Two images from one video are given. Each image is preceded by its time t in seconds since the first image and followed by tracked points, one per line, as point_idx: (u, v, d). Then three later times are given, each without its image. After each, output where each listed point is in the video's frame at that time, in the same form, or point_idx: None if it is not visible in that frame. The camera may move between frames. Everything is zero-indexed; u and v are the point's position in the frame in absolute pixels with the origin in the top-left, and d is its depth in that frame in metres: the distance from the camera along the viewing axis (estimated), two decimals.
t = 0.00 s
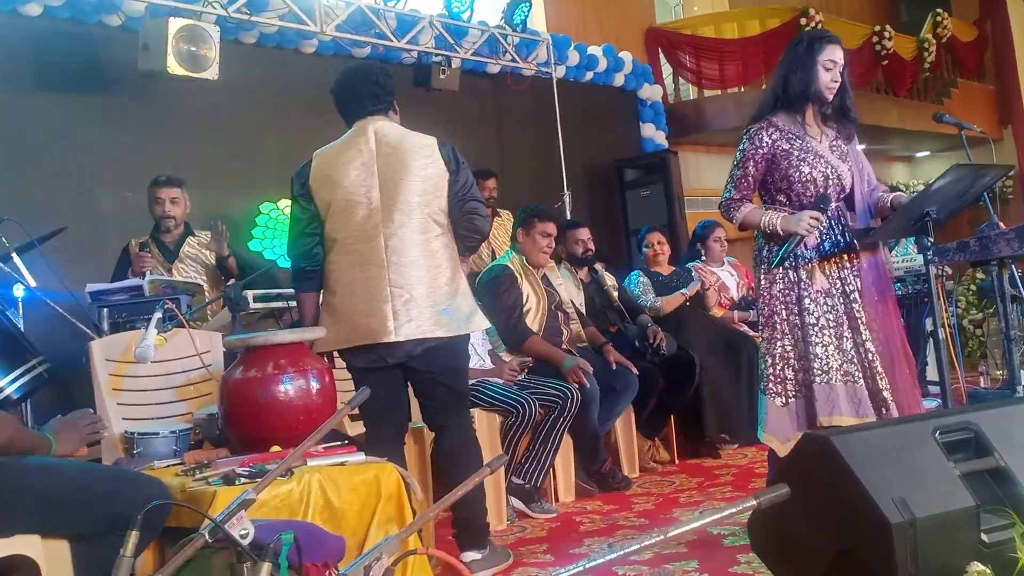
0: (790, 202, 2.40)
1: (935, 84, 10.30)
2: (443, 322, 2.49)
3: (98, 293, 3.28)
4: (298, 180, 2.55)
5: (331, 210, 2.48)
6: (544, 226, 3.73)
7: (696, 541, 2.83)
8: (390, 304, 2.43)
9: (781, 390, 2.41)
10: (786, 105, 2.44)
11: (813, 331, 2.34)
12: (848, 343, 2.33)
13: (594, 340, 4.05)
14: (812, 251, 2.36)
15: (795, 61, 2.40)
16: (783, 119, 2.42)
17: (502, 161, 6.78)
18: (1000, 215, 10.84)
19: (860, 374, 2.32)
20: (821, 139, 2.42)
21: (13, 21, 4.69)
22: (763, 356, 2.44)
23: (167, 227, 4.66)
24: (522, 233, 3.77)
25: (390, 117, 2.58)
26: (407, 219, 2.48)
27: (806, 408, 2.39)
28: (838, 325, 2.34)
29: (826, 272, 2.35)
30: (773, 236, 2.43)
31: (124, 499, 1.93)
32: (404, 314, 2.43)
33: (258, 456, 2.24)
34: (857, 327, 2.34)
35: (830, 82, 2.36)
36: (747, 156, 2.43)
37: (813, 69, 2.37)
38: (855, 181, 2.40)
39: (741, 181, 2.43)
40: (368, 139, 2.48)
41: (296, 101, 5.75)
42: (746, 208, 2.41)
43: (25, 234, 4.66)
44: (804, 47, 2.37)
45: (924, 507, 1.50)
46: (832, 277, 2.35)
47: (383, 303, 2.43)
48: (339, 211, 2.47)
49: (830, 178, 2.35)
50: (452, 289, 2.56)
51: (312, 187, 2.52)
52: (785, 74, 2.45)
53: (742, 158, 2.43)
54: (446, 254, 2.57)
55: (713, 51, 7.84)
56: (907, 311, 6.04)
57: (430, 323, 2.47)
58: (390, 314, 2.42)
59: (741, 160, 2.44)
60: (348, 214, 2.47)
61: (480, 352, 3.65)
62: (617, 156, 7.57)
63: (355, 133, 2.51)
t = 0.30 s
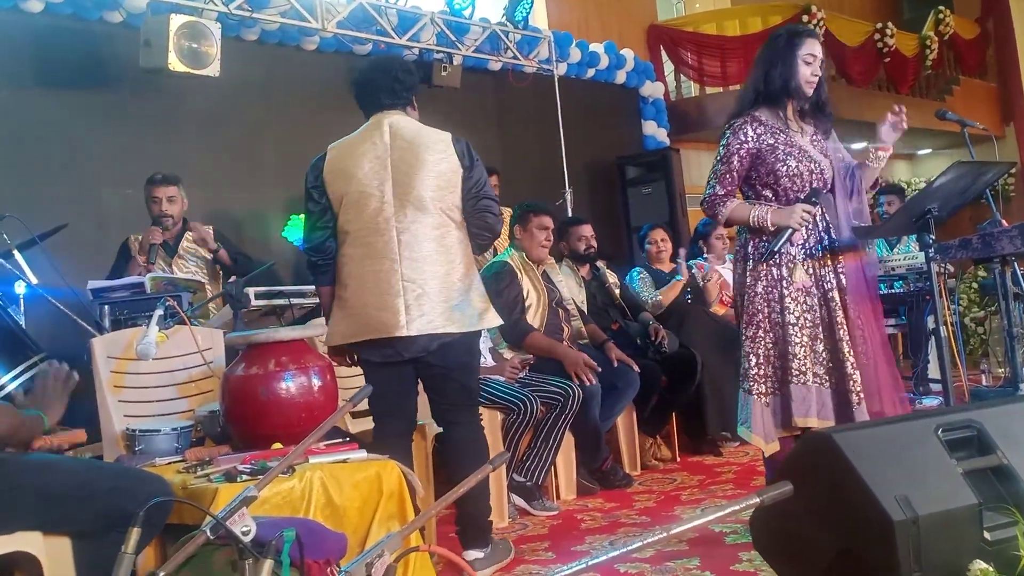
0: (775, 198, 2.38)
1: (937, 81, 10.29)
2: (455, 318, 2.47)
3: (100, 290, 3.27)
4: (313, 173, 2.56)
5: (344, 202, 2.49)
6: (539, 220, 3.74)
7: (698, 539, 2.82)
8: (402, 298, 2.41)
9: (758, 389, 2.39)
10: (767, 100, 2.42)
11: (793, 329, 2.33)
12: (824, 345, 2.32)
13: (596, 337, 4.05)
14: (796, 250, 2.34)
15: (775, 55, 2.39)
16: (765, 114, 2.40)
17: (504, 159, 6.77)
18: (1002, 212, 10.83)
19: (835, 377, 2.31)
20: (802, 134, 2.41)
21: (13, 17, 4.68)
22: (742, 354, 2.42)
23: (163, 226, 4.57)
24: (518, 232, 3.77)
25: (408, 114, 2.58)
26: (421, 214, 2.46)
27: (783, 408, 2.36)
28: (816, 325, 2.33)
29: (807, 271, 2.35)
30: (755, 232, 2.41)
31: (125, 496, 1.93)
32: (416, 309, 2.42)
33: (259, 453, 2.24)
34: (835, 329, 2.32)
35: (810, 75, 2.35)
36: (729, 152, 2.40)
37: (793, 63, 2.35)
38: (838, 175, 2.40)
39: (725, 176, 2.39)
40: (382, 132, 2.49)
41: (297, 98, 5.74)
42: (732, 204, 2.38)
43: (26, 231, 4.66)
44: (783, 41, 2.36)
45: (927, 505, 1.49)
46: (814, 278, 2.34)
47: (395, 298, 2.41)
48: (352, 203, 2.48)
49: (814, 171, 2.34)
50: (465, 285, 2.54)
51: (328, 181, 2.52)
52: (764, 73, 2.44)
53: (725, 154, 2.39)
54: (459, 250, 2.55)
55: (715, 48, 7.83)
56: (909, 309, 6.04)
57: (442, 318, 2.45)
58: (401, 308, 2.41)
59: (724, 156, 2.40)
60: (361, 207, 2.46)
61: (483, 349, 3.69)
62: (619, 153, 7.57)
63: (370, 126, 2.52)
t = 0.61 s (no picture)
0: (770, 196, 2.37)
1: (941, 78, 10.27)
2: (480, 312, 2.49)
3: (105, 286, 3.29)
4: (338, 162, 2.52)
5: (372, 194, 2.46)
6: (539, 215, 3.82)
7: (702, 536, 2.82)
8: (429, 292, 2.42)
9: (752, 387, 2.37)
10: (756, 95, 2.38)
11: (789, 327, 2.32)
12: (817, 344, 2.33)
13: (600, 334, 4.03)
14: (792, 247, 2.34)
15: (765, 52, 2.33)
16: (755, 112, 2.38)
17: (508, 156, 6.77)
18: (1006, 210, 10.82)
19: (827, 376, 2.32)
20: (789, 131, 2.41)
21: (17, 14, 4.68)
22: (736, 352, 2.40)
23: (165, 223, 4.57)
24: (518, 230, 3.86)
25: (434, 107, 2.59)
26: (448, 209, 2.47)
27: (778, 405, 2.36)
28: (810, 324, 2.33)
29: (803, 270, 2.34)
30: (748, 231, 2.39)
31: (130, 492, 1.94)
32: (443, 304, 2.43)
33: (265, 448, 2.25)
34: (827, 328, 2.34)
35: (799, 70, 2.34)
36: (723, 151, 2.36)
37: (782, 63, 2.31)
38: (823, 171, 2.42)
39: (722, 176, 2.36)
40: (410, 124, 2.48)
41: (301, 95, 5.74)
42: (735, 204, 2.34)
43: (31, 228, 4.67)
44: (773, 37, 2.30)
45: (932, 502, 1.49)
46: (809, 277, 2.34)
47: (423, 292, 2.42)
48: (380, 196, 2.45)
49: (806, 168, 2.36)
50: (490, 279, 2.55)
51: (353, 172, 2.49)
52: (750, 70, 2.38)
53: (721, 154, 2.35)
54: (485, 245, 2.56)
55: (720, 45, 7.82)
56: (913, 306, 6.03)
57: (467, 313, 2.47)
58: (429, 303, 2.42)
59: (720, 155, 2.36)
60: (389, 200, 2.45)
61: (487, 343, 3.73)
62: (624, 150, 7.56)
63: (397, 117, 2.51)
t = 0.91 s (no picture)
0: (789, 188, 2.35)
1: (958, 71, 10.18)
2: (516, 306, 2.53)
3: (120, 279, 3.27)
4: (375, 145, 2.45)
5: (411, 187, 2.44)
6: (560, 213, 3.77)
7: (717, 530, 2.82)
8: (468, 284, 2.44)
9: (782, 381, 2.32)
10: (767, 88, 2.38)
11: (811, 321, 2.31)
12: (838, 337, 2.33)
13: (614, 327, 4.03)
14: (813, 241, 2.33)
15: (757, 49, 2.37)
16: (772, 104, 2.36)
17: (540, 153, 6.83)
18: None
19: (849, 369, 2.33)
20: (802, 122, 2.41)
21: (34, 8, 4.71)
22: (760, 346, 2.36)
23: (180, 217, 4.57)
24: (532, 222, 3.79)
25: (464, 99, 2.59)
26: (482, 202, 2.49)
27: (806, 399, 2.32)
28: (831, 318, 2.33)
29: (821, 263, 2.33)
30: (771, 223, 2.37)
31: (147, 482, 1.95)
32: (481, 297, 2.46)
33: (280, 440, 2.26)
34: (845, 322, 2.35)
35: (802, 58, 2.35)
36: (744, 142, 2.34)
37: (778, 51, 2.34)
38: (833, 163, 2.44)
39: (745, 168, 2.33)
40: (447, 114, 2.49)
41: (316, 89, 5.75)
42: (761, 196, 2.32)
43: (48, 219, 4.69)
44: (759, 30, 2.35)
45: (948, 496, 1.48)
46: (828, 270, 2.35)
47: (461, 283, 2.44)
48: (419, 186, 2.44)
49: (824, 159, 2.37)
50: (523, 274, 2.59)
51: (392, 159, 2.44)
52: (746, 72, 2.41)
53: (745, 145, 2.33)
54: (517, 238, 2.58)
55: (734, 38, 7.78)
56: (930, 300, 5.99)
57: (504, 307, 2.50)
58: (467, 295, 2.44)
59: (742, 147, 2.34)
60: (430, 192, 2.44)
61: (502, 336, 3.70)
62: (638, 143, 7.54)
63: (432, 106, 2.51)
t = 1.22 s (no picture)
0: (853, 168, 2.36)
1: (1011, 54, 9.92)
2: (573, 291, 2.55)
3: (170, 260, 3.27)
4: (434, 127, 2.46)
5: (474, 169, 2.46)
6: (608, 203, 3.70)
7: (764, 514, 2.80)
8: (525, 268, 2.46)
9: (849, 362, 2.28)
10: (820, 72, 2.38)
11: (872, 302, 2.27)
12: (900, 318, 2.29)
13: (658, 311, 3.99)
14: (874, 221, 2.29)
15: (801, 34, 2.38)
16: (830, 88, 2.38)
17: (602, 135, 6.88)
18: None
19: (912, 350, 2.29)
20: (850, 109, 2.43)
21: None
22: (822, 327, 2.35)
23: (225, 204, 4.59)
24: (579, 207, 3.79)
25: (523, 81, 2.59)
26: (539, 185, 2.51)
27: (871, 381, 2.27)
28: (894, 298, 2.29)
29: (881, 244, 2.29)
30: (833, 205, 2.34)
31: (198, 458, 1.97)
32: (539, 281, 2.48)
33: (330, 418, 2.28)
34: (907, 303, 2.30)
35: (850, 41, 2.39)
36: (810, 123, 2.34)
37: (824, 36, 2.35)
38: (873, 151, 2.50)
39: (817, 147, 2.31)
40: (508, 96, 2.48)
41: (361, 74, 5.77)
42: (842, 173, 2.28)
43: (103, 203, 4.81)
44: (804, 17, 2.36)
45: (1005, 481, 1.45)
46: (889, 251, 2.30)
47: (519, 267, 2.46)
48: (482, 169, 2.45)
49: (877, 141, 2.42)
50: (578, 259, 2.59)
51: (455, 142, 2.46)
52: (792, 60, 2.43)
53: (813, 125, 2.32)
54: (572, 221, 2.59)
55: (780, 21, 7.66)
56: (982, 287, 5.86)
57: (561, 292, 2.52)
58: (524, 279, 2.46)
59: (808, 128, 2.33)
60: (490, 175, 2.45)
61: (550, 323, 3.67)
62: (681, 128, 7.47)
63: (492, 88, 2.50)
